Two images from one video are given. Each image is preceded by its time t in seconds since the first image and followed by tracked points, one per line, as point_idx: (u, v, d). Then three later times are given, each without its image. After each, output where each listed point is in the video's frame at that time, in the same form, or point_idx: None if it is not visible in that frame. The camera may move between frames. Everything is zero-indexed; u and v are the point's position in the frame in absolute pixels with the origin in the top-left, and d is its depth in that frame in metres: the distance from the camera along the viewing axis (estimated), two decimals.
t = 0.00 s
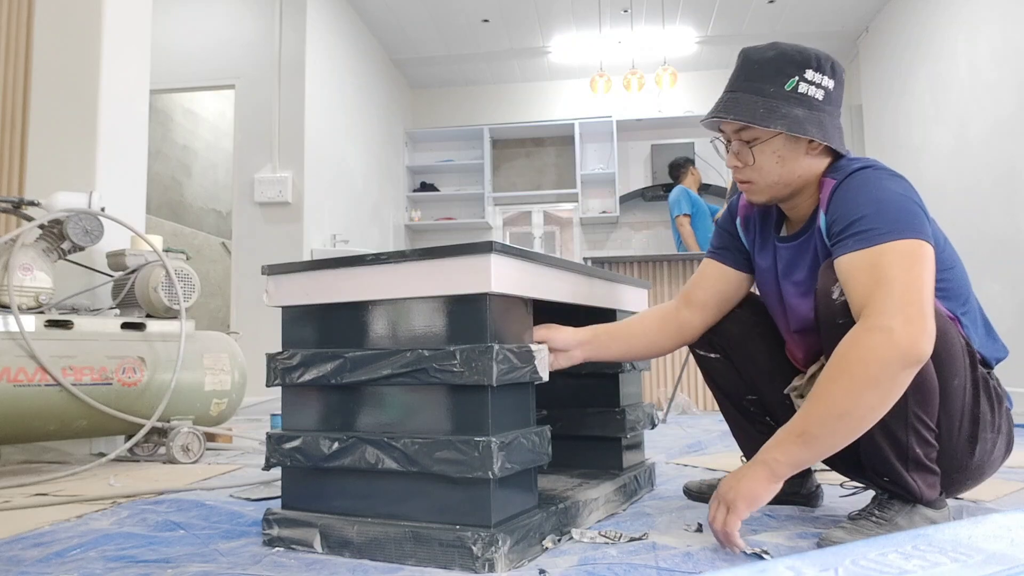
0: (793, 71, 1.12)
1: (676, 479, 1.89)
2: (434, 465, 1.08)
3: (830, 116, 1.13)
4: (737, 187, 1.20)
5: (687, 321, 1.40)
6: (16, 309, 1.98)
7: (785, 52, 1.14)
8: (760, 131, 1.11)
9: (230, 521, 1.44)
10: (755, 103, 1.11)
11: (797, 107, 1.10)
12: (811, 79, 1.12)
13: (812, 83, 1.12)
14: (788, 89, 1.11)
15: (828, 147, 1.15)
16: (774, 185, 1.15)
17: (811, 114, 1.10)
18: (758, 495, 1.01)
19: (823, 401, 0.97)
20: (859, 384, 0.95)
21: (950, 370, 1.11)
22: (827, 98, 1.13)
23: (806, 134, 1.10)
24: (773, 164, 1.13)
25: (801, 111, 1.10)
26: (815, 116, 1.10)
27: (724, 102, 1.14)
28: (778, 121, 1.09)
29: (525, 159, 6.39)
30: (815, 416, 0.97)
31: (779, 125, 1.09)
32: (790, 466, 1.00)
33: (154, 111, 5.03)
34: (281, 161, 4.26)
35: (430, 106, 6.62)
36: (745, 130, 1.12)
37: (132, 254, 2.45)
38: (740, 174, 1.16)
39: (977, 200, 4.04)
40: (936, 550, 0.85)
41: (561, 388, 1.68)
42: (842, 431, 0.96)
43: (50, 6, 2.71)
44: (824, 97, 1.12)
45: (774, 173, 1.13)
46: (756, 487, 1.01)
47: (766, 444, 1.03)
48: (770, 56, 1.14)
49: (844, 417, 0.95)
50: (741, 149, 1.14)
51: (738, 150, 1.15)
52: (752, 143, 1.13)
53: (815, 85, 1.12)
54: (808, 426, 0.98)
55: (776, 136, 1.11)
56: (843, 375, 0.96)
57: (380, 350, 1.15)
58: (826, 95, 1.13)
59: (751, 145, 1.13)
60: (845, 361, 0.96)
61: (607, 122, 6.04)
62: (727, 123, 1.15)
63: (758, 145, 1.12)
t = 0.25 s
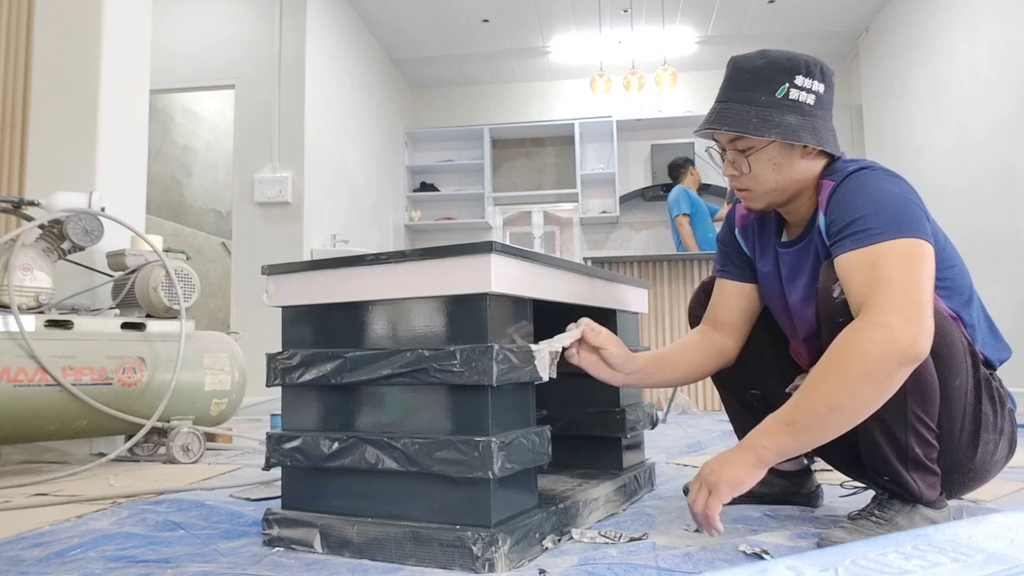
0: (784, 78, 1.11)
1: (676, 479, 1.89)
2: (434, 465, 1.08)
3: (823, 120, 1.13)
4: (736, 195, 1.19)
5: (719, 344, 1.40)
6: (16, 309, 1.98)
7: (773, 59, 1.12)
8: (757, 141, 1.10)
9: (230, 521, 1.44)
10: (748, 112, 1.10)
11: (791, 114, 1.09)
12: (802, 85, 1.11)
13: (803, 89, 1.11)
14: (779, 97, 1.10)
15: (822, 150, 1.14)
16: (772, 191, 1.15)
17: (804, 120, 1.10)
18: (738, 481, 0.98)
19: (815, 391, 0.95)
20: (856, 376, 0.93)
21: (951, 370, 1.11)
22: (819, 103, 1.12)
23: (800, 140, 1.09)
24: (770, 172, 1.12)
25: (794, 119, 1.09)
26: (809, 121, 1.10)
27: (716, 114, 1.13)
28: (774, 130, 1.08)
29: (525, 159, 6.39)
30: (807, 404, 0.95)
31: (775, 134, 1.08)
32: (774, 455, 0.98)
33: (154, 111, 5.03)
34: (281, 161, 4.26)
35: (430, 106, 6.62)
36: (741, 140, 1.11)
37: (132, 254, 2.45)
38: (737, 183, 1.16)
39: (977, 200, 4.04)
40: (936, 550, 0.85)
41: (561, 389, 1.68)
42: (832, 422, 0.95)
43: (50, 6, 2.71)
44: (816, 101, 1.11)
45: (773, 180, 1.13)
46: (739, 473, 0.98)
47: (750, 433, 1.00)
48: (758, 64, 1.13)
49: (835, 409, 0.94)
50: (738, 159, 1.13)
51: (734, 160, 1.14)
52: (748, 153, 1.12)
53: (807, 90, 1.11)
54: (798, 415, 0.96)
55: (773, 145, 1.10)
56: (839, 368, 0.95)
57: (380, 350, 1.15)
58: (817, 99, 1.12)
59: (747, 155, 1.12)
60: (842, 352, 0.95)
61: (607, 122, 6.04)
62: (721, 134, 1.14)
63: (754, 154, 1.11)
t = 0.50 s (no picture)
0: (745, 90, 1.11)
1: (676, 479, 1.89)
2: (434, 465, 1.08)
3: (792, 126, 1.13)
4: (720, 210, 1.21)
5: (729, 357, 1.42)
6: (16, 309, 1.98)
7: (732, 74, 1.13)
8: (727, 157, 1.11)
9: (230, 521, 1.44)
10: (715, 130, 1.11)
11: (757, 124, 1.10)
12: (765, 94, 1.11)
13: (767, 98, 1.11)
14: (743, 110, 1.10)
15: (798, 155, 1.14)
16: (754, 203, 1.16)
17: (773, 128, 1.10)
18: (607, 363, 1.00)
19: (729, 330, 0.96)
20: (770, 336, 0.94)
21: (943, 369, 1.13)
22: (785, 109, 1.12)
23: (769, 150, 1.10)
24: (747, 186, 1.13)
25: (761, 129, 1.10)
26: (776, 129, 1.10)
27: (686, 136, 1.15)
28: (740, 145, 1.09)
29: (525, 159, 6.39)
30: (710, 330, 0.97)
31: (743, 147, 1.09)
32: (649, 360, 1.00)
33: (154, 111, 5.03)
34: (281, 161, 4.26)
35: (430, 106, 6.62)
36: (713, 158, 1.13)
37: (132, 254, 2.45)
38: (719, 199, 1.18)
39: (977, 200, 4.04)
40: (936, 550, 0.85)
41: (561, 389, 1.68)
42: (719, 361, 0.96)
43: (50, 7, 2.71)
44: (781, 108, 1.12)
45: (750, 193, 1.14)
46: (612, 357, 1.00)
47: (647, 328, 1.02)
48: (719, 80, 1.14)
49: (727, 351, 0.96)
50: (715, 176, 1.15)
51: (711, 178, 1.15)
52: (722, 168, 1.13)
53: (772, 99, 1.11)
54: (697, 338, 0.97)
55: (743, 158, 1.11)
56: (756, 320, 0.95)
57: (380, 350, 1.15)
58: (782, 105, 1.12)
59: (722, 172, 1.13)
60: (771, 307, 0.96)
61: (607, 122, 6.04)
62: (693, 155, 1.15)
63: (729, 169, 1.13)
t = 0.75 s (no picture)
0: (734, 94, 1.12)
1: (676, 479, 1.89)
2: (434, 464, 1.08)
3: (785, 125, 1.12)
4: (721, 214, 1.20)
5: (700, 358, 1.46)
6: (16, 309, 1.98)
7: (720, 79, 1.14)
8: (720, 159, 1.12)
9: (230, 521, 1.44)
10: (707, 133, 1.12)
11: (747, 125, 1.10)
12: (754, 96, 1.12)
13: (756, 100, 1.12)
14: (733, 112, 1.11)
15: (794, 153, 1.14)
16: (753, 204, 1.16)
17: (763, 128, 1.10)
18: (663, 350, 0.95)
19: (791, 314, 0.94)
20: (835, 323, 0.93)
21: (955, 370, 1.12)
22: (776, 109, 1.12)
23: (762, 149, 1.10)
24: (743, 186, 1.13)
25: (752, 129, 1.10)
26: (768, 129, 1.10)
27: (679, 143, 1.15)
28: (731, 145, 1.09)
29: (525, 159, 6.39)
30: (775, 314, 0.95)
31: (734, 147, 1.09)
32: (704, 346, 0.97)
33: (154, 111, 5.03)
34: (280, 161, 4.26)
35: (430, 106, 6.62)
36: (708, 161, 1.13)
37: (132, 254, 2.45)
38: (717, 202, 1.17)
39: (977, 200, 4.04)
40: (936, 550, 0.85)
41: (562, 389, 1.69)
42: (783, 349, 0.95)
43: (50, 6, 2.71)
44: (772, 108, 1.12)
45: (747, 193, 1.14)
46: (665, 341, 0.95)
47: (698, 310, 0.98)
48: (708, 86, 1.15)
49: (798, 335, 0.94)
50: (710, 179, 1.15)
51: (708, 181, 1.15)
52: (718, 171, 1.13)
53: (761, 100, 1.12)
54: (760, 319, 0.95)
55: (735, 158, 1.11)
56: (824, 308, 0.93)
57: (380, 350, 1.14)
58: (773, 106, 1.13)
59: (717, 174, 1.14)
60: (832, 291, 0.94)
61: (607, 122, 6.05)
62: (689, 160, 1.16)
63: (723, 171, 1.13)
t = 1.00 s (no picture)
0: (734, 96, 1.12)
1: (676, 479, 1.89)
2: (434, 464, 1.08)
3: (784, 126, 1.13)
4: (723, 217, 1.20)
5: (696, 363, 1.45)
6: (16, 309, 1.98)
7: (718, 81, 1.14)
8: (722, 160, 1.12)
9: (230, 521, 1.44)
10: (708, 136, 1.12)
11: (748, 126, 1.10)
12: (754, 98, 1.12)
13: (756, 101, 1.12)
14: (733, 114, 1.11)
15: (793, 154, 1.14)
16: (756, 206, 1.15)
17: (764, 129, 1.10)
18: (666, 362, 0.95)
19: (791, 325, 0.94)
20: (837, 331, 0.93)
21: (956, 370, 1.12)
22: (775, 110, 1.13)
23: (764, 149, 1.10)
24: (746, 188, 1.13)
25: (753, 130, 1.10)
26: (769, 130, 1.10)
27: (679, 147, 1.15)
28: (733, 146, 1.09)
29: (525, 159, 6.39)
30: (776, 327, 0.94)
31: (736, 149, 1.09)
32: (706, 358, 0.96)
33: (154, 111, 5.04)
34: (281, 161, 4.26)
35: (430, 106, 6.62)
36: (710, 163, 1.13)
37: (132, 254, 2.45)
38: (720, 205, 1.17)
39: (977, 200, 4.04)
40: (936, 550, 0.85)
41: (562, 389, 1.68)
42: (786, 360, 0.94)
43: (50, 6, 2.71)
44: (772, 109, 1.12)
45: (750, 196, 1.14)
46: (667, 353, 0.95)
47: (698, 323, 0.98)
48: (706, 90, 1.15)
49: (801, 345, 0.93)
50: (713, 182, 1.15)
51: (710, 184, 1.15)
52: (720, 172, 1.13)
53: (761, 102, 1.12)
54: (760, 332, 0.95)
55: (737, 159, 1.11)
56: (825, 317, 0.93)
57: (380, 350, 1.15)
58: (773, 107, 1.13)
59: (718, 176, 1.13)
60: (831, 299, 0.94)
61: (607, 122, 6.05)
62: (691, 163, 1.16)
63: (726, 172, 1.13)
